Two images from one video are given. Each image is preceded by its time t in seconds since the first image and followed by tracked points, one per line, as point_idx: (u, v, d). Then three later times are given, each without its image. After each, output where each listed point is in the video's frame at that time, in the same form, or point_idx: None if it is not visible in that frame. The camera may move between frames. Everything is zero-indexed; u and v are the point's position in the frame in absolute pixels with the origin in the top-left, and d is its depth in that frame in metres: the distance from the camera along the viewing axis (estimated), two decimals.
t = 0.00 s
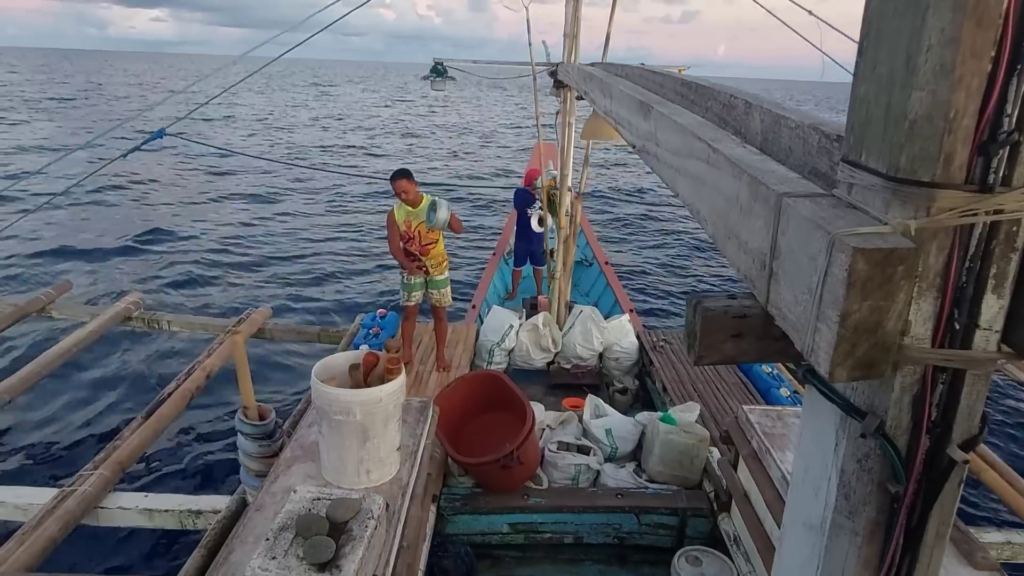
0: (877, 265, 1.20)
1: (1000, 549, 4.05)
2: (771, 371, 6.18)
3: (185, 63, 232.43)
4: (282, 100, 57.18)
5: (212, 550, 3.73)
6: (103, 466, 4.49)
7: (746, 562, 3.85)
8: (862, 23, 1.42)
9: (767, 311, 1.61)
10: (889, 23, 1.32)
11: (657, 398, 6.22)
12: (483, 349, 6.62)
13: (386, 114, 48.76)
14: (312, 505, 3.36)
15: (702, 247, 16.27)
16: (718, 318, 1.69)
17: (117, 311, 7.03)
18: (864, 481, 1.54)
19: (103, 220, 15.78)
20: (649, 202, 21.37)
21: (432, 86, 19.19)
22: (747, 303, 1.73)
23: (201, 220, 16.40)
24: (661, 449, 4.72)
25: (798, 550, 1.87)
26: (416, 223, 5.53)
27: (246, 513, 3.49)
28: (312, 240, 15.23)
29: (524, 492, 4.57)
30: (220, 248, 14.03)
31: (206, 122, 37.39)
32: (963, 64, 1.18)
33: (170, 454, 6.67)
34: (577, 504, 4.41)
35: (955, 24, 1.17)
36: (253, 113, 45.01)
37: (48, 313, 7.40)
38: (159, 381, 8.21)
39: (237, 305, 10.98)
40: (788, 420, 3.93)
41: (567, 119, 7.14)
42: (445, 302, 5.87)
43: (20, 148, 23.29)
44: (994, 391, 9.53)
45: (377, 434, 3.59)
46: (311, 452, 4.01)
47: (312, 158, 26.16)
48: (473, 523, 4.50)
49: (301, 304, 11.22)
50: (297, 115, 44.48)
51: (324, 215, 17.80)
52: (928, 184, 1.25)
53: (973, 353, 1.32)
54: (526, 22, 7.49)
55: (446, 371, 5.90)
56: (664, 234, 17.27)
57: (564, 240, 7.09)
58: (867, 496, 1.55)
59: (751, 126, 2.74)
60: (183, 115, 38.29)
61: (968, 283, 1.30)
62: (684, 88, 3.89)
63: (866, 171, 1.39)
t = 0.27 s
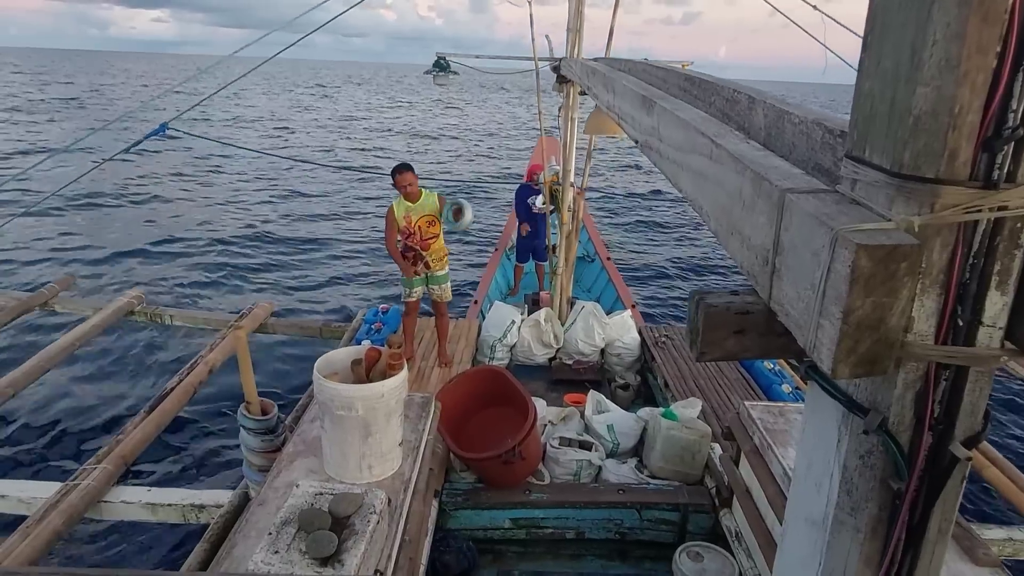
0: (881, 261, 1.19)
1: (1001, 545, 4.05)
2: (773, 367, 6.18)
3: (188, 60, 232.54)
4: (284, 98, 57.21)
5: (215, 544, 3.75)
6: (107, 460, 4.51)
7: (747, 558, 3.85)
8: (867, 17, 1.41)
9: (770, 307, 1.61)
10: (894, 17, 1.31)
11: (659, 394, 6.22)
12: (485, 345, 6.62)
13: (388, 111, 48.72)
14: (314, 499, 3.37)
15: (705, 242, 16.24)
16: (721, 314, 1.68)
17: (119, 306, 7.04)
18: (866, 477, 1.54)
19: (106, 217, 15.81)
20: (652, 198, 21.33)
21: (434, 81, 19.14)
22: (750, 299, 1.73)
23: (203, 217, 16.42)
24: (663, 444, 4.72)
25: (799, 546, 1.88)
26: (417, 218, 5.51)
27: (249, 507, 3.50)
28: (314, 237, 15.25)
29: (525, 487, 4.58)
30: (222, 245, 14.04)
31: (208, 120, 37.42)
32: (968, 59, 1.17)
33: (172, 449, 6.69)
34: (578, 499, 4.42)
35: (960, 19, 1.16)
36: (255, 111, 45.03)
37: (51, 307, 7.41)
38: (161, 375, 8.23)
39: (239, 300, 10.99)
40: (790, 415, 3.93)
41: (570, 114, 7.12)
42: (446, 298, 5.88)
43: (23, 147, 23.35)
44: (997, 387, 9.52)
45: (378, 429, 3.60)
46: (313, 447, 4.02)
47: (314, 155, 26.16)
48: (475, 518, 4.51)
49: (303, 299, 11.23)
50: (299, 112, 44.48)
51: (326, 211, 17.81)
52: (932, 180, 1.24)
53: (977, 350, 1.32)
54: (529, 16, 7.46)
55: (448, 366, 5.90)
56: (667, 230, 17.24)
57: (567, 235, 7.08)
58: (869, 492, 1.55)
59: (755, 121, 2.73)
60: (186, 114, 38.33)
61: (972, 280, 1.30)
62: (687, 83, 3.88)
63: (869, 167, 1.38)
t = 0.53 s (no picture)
0: (879, 262, 1.19)
1: (1001, 547, 4.04)
2: (774, 368, 6.18)
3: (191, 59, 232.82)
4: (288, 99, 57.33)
5: (214, 543, 3.75)
6: (107, 458, 4.51)
7: (746, 559, 3.85)
8: (868, 18, 1.41)
9: (769, 308, 1.61)
10: (894, 18, 1.30)
11: (659, 395, 6.22)
12: (486, 345, 6.62)
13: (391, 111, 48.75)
14: (314, 498, 3.37)
15: (706, 243, 16.22)
16: (719, 315, 1.68)
17: (121, 304, 7.04)
18: (864, 479, 1.54)
19: (108, 216, 15.82)
20: (654, 199, 21.29)
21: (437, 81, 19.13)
22: (749, 300, 1.72)
23: (205, 216, 16.44)
24: (663, 445, 4.72)
25: (797, 548, 1.87)
26: (418, 218, 5.51)
27: (249, 506, 3.50)
28: (316, 236, 15.25)
29: (525, 487, 4.57)
30: (224, 244, 14.05)
31: (211, 119, 37.43)
32: (969, 60, 1.17)
33: (173, 447, 6.70)
34: (578, 499, 4.42)
35: (961, 20, 1.16)
36: (258, 111, 45.05)
37: (53, 304, 7.41)
38: (162, 373, 8.23)
39: (240, 299, 10.99)
40: (791, 417, 3.92)
41: (572, 114, 7.13)
42: (445, 298, 5.88)
43: (25, 146, 23.38)
44: (998, 389, 9.51)
45: (378, 428, 3.60)
46: (313, 446, 4.02)
47: (316, 155, 26.18)
48: (474, 518, 4.51)
49: (304, 299, 11.23)
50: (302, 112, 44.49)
51: (327, 211, 17.82)
52: (931, 182, 1.24)
53: (975, 353, 1.31)
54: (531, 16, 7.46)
55: (449, 366, 5.90)
56: (668, 231, 17.23)
57: (568, 235, 7.08)
58: (867, 494, 1.55)
59: (756, 122, 2.73)
60: (188, 114, 38.38)
61: (971, 282, 1.29)
62: (689, 83, 3.87)
63: (869, 168, 1.38)
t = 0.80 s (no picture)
0: (878, 266, 1.19)
1: (1001, 553, 4.03)
2: (774, 372, 6.18)
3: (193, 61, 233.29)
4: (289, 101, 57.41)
5: (212, 545, 3.74)
6: (105, 459, 4.51)
7: (746, 564, 3.84)
8: (867, 22, 1.41)
9: (768, 312, 1.61)
10: (894, 22, 1.31)
11: (659, 399, 6.21)
12: (486, 347, 6.62)
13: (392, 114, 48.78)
14: (313, 500, 3.36)
15: (707, 247, 16.21)
16: (719, 318, 1.68)
17: (121, 305, 7.05)
18: (863, 483, 1.54)
19: (108, 217, 15.85)
20: (654, 202, 21.29)
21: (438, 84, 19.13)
22: (748, 303, 1.72)
23: (206, 218, 16.44)
24: (662, 449, 4.71)
25: (796, 552, 1.87)
26: (423, 221, 5.54)
27: (248, 507, 3.50)
28: (316, 238, 15.25)
29: (524, 490, 4.57)
30: (224, 246, 14.05)
31: (212, 121, 37.45)
32: (967, 65, 1.17)
33: (172, 449, 6.69)
34: (577, 503, 4.41)
35: (960, 25, 1.16)
36: (260, 113, 45.09)
37: (53, 305, 7.41)
38: (161, 374, 8.23)
39: (240, 301, 10.99)
40: (790, 421, 3.92)
41: (573, 117, 7.13)
42: (445, 302, 5.89)
43: (27, 146, 23.43)
44: (998, 394, 9.51)
45: (378, 430, 3.59)
46: (312, 447, 4.02)
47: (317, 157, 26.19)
48: (473, 520, 4.50)
49: (303, 301, 11.23)
50: (303, 115, 44.52)
51: (328, 213, 17.85)
52: (929, 187, 1.24)
53: (974, 357, 1.32)
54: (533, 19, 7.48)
55: (448, 368, 5.90)
56: (669, 234, 17.22)
57: (568, 238, 7.09)
58: (866, 498, 1.54)
59: (756, 125, 2.73)
60: (190, 116, 38.47)
61: (970, 286, 1.29)
62: (689, 87, 3.88)
63: (868, 172, 1.38)
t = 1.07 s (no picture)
0: (873, 272, 1.20)
1: (999, 559, 4.03)
2: (772, 377, 6.18)
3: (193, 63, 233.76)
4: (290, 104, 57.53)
5: (209, 548, 3.74)
6: (102, 462, 4.50)
7: (743, 569, 3.84)
8: (862, 29, 1.42)
9: (764, 316, 1.61)
10: (889, 29, 1.31)
11: (657, 403, 6.21)
12: (484, 351, 6.62)
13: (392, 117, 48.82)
14: (310, 503, 3.36)
15: (706, 252, 16.22)
16: (715, 323, 1.68)
17: (119, 307, 7.05)
18: (859, 487, 1.54)
19: (108, 218, 15.86)
20: (653, 206, 21.31)
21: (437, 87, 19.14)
22: (744, 308, 1.73)
23: (205, 220, 16.45)
24: (660, 453, 4.71)
25: (792, 557, 1.87)
26: (425, 226, 5.55)
27: (245, 510, 3.49)
28: (315, 241, 15.25)
29: (522, 494, 4.56)
30: (223, 248, 14.05)
31: (212, 123, 37.48)
32: (961, 72, 1.18)
33: (169, 452, 6.68)
34: (575, 507, 4.41)
35: (954, 32, 1.17)
36: (259, 115, 45.13)
37: (51, 308, 7.41)
38: (159, 377, 8.22)
39: (238, 303, 10.98)
40: (788, 426, 3.92)
41: (572, 121, 7.15)
42: (444, 305, 5.89)
43: (28, 147, 23.44)
44: (996, 400, 9.52)
45: (375, 434, 3.59)
46: (310, 450, 4.02)
47: (317, 160, 26.21)
48: (471, 524, 4.49)
49: (302, 304, 11.23)
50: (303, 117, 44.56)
51: (328, 216, 17.85)
52: (924, 193, 1.25)
53: (969, 363, 1.32)
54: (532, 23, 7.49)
55: (447, 372, 5.90)
56: (667, 238, 17.23)
57: (567, 242, 7.09)
58: (861, 503, 1.55)
59: (754, 130, 2.74)
60: (191, 118, 38.51)
61: (964, 292, 1.30)
62: (688, 92, 3.89)
63: (863, 178, 1.39)
